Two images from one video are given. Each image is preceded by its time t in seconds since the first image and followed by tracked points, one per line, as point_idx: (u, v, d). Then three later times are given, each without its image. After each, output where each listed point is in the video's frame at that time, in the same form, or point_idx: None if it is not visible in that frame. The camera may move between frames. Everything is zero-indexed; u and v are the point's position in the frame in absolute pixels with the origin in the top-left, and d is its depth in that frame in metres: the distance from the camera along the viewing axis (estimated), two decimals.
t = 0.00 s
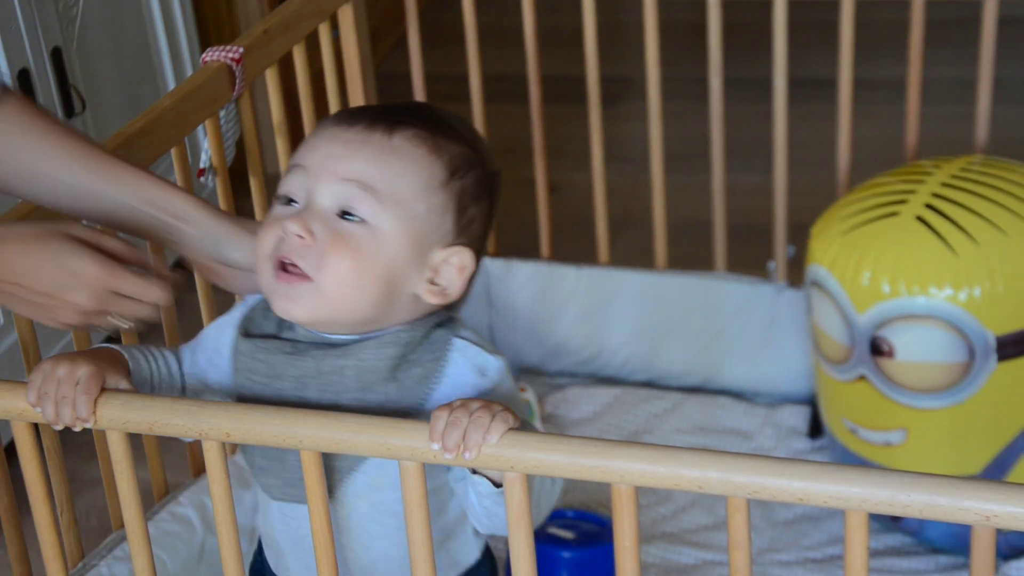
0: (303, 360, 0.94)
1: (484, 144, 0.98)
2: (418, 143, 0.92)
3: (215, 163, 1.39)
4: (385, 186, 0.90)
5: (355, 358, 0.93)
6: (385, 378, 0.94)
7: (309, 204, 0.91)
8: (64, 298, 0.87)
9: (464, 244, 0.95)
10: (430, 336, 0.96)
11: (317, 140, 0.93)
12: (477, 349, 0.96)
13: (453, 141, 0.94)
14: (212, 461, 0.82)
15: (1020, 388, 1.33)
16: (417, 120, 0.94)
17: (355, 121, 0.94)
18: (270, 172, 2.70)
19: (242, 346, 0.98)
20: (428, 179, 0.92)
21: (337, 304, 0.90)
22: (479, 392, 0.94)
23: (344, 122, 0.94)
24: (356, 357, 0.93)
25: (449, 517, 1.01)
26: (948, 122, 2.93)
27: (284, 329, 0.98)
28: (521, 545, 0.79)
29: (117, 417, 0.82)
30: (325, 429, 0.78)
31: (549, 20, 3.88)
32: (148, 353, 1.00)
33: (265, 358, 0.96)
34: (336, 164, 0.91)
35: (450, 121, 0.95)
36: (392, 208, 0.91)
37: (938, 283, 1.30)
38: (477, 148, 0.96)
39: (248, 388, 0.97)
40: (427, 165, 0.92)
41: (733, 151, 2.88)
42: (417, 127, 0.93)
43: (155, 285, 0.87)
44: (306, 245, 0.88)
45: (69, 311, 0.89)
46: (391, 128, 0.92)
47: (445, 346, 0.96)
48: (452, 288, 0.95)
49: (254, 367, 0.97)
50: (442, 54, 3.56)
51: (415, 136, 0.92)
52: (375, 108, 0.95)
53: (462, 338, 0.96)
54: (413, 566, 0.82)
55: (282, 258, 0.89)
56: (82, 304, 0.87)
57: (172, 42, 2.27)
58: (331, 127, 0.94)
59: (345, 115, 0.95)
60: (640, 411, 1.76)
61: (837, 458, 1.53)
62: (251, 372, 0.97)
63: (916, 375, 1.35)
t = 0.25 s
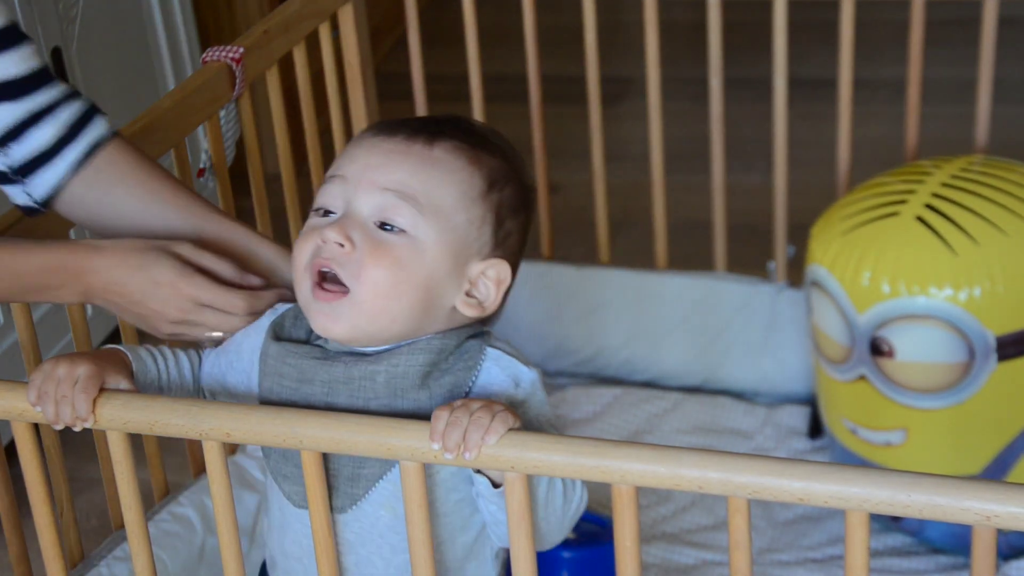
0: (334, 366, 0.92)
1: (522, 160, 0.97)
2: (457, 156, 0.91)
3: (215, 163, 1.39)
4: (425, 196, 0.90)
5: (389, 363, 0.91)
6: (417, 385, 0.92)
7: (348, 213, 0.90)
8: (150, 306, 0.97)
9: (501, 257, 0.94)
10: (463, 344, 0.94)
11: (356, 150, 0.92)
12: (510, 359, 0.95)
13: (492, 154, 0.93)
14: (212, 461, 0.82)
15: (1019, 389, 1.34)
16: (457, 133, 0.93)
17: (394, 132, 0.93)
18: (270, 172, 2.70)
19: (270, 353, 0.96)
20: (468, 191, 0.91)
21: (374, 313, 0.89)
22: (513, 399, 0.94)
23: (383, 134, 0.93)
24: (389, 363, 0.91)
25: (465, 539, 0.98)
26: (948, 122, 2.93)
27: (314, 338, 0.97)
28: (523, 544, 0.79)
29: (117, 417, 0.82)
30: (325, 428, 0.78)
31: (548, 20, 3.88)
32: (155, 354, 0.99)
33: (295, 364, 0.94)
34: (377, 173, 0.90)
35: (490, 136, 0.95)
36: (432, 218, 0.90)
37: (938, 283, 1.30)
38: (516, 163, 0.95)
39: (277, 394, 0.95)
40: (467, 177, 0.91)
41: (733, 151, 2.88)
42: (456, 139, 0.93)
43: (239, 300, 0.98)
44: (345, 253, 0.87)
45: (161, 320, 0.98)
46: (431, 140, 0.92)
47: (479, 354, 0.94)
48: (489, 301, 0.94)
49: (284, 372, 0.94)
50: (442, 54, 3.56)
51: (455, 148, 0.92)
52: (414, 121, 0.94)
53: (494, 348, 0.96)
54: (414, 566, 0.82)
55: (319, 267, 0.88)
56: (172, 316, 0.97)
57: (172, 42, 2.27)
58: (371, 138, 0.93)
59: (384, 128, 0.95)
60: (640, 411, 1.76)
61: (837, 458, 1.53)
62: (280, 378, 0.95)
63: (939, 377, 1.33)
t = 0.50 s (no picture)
0: (332, 365, 0.92)
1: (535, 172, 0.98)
2: (477, 167, 0.91)
3: (216, 163, 1.39)
4: (443, 207, 0.89)
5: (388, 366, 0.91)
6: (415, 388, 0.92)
7: (364, 215, 0.89)
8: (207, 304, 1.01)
9: (508, 270, 0.94)
10: (463, 351, 0.95)
11: (378, 150, 0.91)
12: (510, 366, 0.95)
13: (511, 168, 0.93)
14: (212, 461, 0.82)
15: (1020, 389, 1.33)
16: (479, 142, 0.93)
17: (416, 136, 0.92)
18: (270, 172, 2.70)
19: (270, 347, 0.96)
20: (483, 204, 0.91)
21: (382, 319, 0.89)
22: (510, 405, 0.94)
23: (406, 136, 0.92)
24: (387, 366, 0.91)
25: (457, 544, 0.98)
26: (948, 122, 2.93)
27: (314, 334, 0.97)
28: (522, 544, 0.79)
29: (117, 417, 0.82)
30: (324, 429, 0.78)
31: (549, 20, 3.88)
32: (153, 352, 0.99)
33: (293, 360, 0.94)
34: (397, 177, 0.90)
35: (509, 148, 0.95)
36: (447, 229, 0.89)
37: (938, 283, 1.30)
38: (530, 177, 0.95)
39: (274, 389, 0.95)
40: (485, 190, 0.91)
41: (734, 152, 2.88)
42: (478, 149, 0.92)
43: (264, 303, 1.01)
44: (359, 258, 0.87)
45: (218, 314, 1.02)
46: (454, 148, 0.91)
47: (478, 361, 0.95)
48: (492, 314, 0.94)
49: (283, 367, 0.94)
50: (442, 54, 3.56)
51: (477, 160, 0.91)
52: (436, 125, 0.93)
53: (495, 355, 0.96)
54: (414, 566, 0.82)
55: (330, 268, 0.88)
56: (226, 309, 1.01)
57: (173, 42, 2.27)
58: (392, 139, 0.92)
59: (406, 128, 0.94)
60: (640, 411, 1.76)
61: (837, 458, 1.53)
62: (278, 372, 0.95)
63: (941, 382, 1.34)
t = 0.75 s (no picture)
0: (334, 361, 0.92)
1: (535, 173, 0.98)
2: (486, 167, 0.91)
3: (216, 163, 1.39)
4: (455, 205, 0.89)
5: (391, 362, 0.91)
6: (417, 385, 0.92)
7: (376, 212, 0.89)
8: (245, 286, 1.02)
9: (511, 269, 0.95)
10: (464, 346, 0.95)
11: (389, 147, 0.91)
12: (506, 361, 0.96)
13: (517, 168, 0.93)
14: (212, 461, 0.82)
15: (1020, 389, 1.33)
16: (488, 141, 0.93)
17: (425, 134, 0.92)
18: (270, 172, 2.70)
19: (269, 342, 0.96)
20: (492, 204, 0.91)
21: (395, 317, 0.88)
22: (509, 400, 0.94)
23: (416, 133, 0.92)
24: (390, 362, 0.91)
25: (453, 540, 0.99)
26: (948, 122, 2.93)
27: (313, 330, 0.97)
28: (522, 544, 0.79)
29: (116, 417, 0.82)
30: (323, 428, 0.78)
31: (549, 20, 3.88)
32: (150, 348, 0.98)
33: (293, 356, 0.94)
34: (411, 175, 0.89)
35: (514, 148, 0.95)
36: (458, 227, 0.89)
37: (938, 283, 1.30)
38: (531, 178, 0.96)
39: (273, 386, 0.94)
40: (493, 189, 0.91)
41: (734, 152, 2.88)
42: (487, 148, 0.92)
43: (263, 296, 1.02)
44: (373, 254, 0.86)
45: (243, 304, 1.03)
46: (465, 147, 0.91)
47: (478, 356, 0.95)
48: (495, 311, 0.95)
49: (282, 364, 0.94)
50: (442, 54, 3.56)
51: (487, 159, 0.91)
52: (444, 122, 0.93)
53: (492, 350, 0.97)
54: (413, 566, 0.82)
55: (343, 263, 0.87)
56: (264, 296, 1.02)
57: (172, 42, 2.27)
58: (403, 136, 0.92)
59: (415, 126, 0.93)
60: (640, 411, 1.76)
61: (837, 458, 1.53)
62: (276, 368, 0.94)
63: (947, 380, 1.33)
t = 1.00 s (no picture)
0: (345, 358, 0.92)
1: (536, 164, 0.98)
2: (490, 162, 0.91)
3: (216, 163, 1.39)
4: (461, 200, 0.89)
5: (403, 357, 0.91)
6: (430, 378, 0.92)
7: (382, 211, 0.89)
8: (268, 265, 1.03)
9: (517, 261, 0.95)
10: (472, 340, 0.95)
11: (391, 146, 0.91)
12: (513, 356, 0.97)
13: (517, 160, 0.93)
14: (213, 461, 0.82)
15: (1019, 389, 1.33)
16: (488, 135, 0.93)
17: (427, 131, 0.92)
18: (270, 172, 2.70)
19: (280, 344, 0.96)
20: (496, 197, 0.91)
21: (405, 313, 0.88)
22: (513, 397, 0.95)
23: (417, 130, 0.92)
24: (402, 355, 0.91)
25: (459, 539, 0.99)
26: (948, 122, 2.93)
27: (321, 329, 0.97)
28: (522, 544, 0.79)
29: (117, 417, 0.82)
30: (323, 429, 0.78)
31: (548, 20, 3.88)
32: (151, 346, 0.98)
33: (303, 356, 0.94)
34: (415, 172, 0.89)
35: (514, 140, 0.95)
36: (465, 222, 0.89)
37: (938, 283, 1.30)
38: (532, 170, 0.96)
39: (287, 387, 0.95)
40: (497, 183, 0.91)
41: (734, 152, 2.88)
42: (488, 142, 0.92)
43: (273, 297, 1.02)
44: (382, 253, 0.86)
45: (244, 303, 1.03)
46: (466, 142, 0.91)
47: (486, 349, 0.95)
48: (503, 304, 0.95)
49: (292, 365, 0.94)
50: (442, 54, 3.56)
51: (488, 152, 0.91)
52: (444, 119, 0.93)
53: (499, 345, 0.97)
54: (414, 566, 0.82)
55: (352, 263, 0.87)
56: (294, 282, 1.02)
57: (172, 42, 2.27)
58: (404, 134, 0.92)
59: (415, 123, 0.93)
60: (640, 411, 1.76)
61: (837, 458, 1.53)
62: (287, 368, 0.95)
63: (951, 379, 1.33)
